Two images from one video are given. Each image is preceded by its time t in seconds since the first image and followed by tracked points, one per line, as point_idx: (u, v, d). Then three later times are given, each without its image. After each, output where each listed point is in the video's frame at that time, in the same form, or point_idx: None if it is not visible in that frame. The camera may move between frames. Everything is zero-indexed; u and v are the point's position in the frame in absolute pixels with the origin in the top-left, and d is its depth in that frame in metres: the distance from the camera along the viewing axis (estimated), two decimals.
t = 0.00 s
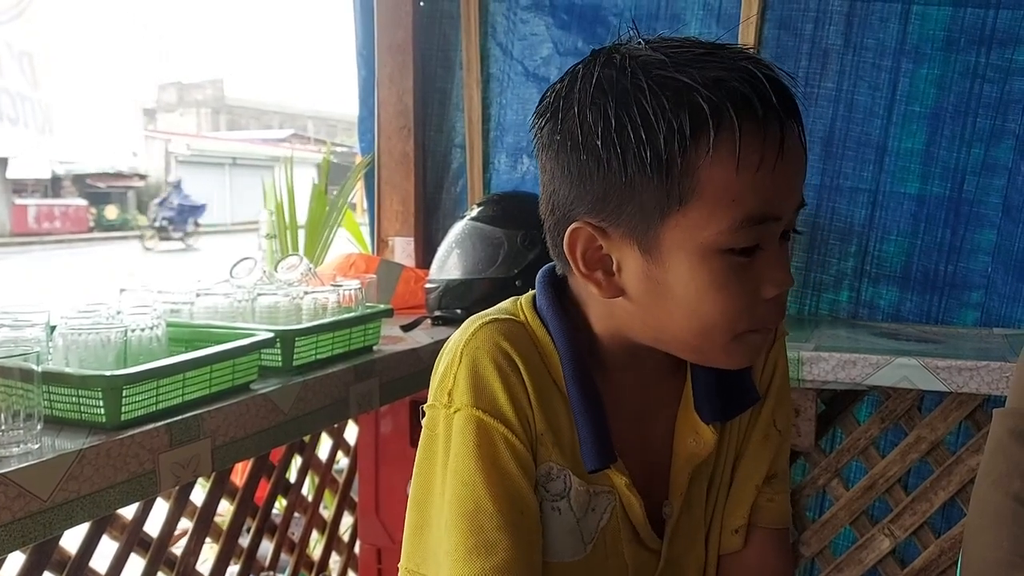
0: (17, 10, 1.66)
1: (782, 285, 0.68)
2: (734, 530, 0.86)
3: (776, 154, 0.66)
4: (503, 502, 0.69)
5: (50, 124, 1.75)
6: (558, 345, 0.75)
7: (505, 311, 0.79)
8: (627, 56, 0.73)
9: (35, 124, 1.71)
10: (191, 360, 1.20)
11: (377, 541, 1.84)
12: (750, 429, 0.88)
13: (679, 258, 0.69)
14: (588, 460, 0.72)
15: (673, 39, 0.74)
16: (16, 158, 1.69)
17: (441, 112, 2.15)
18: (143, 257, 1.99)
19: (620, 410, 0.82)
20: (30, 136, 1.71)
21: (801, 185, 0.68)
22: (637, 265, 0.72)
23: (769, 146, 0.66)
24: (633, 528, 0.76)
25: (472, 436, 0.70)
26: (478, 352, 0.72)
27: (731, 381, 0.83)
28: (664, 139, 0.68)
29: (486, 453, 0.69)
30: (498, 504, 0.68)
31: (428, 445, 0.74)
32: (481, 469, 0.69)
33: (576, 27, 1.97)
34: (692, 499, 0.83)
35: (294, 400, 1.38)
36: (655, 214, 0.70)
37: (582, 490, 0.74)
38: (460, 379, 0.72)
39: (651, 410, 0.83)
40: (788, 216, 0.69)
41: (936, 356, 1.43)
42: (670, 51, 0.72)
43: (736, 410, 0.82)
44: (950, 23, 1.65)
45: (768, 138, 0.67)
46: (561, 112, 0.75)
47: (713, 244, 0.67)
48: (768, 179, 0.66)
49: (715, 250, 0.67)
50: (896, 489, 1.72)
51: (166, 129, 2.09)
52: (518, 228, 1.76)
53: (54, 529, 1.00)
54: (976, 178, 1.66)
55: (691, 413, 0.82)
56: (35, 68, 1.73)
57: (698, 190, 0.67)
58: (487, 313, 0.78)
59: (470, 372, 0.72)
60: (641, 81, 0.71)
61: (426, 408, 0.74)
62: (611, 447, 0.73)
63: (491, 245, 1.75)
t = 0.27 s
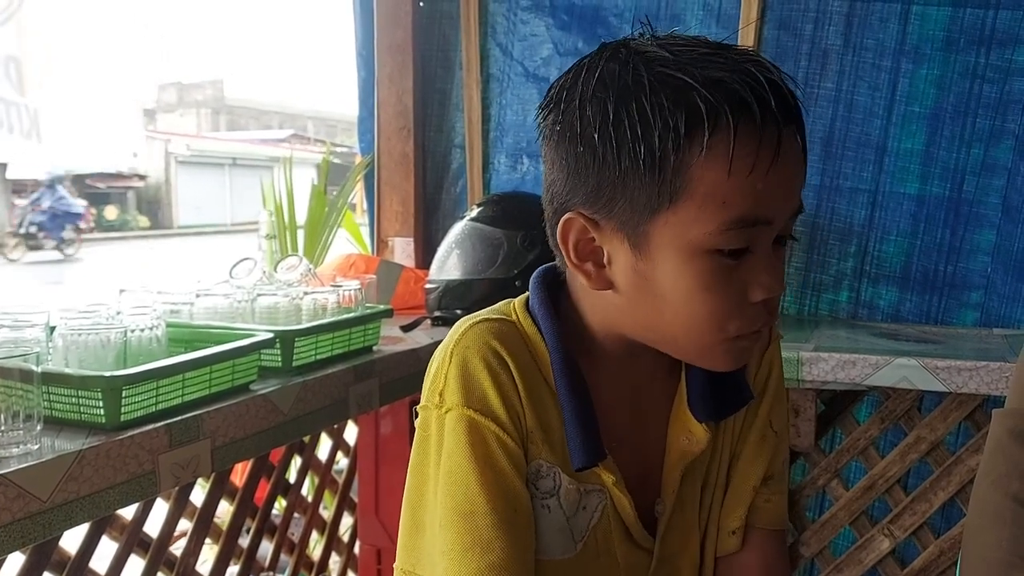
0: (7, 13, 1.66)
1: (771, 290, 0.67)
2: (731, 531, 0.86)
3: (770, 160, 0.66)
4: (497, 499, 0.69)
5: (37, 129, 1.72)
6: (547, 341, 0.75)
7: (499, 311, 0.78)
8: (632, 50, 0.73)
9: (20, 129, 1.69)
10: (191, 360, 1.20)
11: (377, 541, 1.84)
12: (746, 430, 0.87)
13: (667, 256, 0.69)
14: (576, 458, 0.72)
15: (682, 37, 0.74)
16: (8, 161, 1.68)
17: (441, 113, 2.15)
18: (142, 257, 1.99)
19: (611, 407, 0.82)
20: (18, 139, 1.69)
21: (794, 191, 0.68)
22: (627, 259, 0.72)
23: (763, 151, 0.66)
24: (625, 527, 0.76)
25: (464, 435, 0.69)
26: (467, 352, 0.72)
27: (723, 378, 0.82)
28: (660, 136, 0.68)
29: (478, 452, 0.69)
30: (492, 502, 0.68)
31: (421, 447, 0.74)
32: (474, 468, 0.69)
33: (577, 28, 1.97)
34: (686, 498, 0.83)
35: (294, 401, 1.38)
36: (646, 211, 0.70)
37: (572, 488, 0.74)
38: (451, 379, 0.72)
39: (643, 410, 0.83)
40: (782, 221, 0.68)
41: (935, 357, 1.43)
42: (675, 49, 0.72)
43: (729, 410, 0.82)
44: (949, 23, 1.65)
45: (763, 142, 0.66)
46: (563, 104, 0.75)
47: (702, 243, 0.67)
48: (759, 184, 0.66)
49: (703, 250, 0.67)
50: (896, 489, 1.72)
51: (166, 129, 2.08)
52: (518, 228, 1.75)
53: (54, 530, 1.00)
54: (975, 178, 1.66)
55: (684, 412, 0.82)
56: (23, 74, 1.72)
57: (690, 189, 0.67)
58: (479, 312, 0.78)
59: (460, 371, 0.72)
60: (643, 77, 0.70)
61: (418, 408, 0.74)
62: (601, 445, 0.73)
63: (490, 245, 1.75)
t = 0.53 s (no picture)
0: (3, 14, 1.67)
1: (757, 308, 0.66)
2: (730, 531, 0.86)
3: (767, 179, 0.65)
4: (501, 499, 0.68)
5: (28, 131, 1.72)
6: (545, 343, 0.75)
7: (495, 313, 0.78)
8: (644, 56, 0.72)
9: (10, 130, 1.69)
10: (191, 360, 1.20)
11: (377, 541, 1.84)
12: (743, 430, 0.87)
13: (654, 265, 0.68)
14: (575, 459, 0.72)
15: (696, 46, 0.73)
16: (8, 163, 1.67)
17: (441, 112, 2.15)
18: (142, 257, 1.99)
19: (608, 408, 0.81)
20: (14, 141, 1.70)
21: (790, 215, 0.66)
22: (617, 263, 0.71)
23: (760, 170, 0.65)
24: (622, 527, 0.76)
25: (466, 435, 0.69)
26: (467, 353, 0.72)
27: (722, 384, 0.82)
28: (656, 144, 0.67)
29: (480, 452, 0.69)
30: (496, 502, 0.68)
31: (419, 450, 0.73)
32: (477, 467, 0.68)
33: (577, 27, 1.97)
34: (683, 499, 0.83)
35: (294, 400, 1.38)
36: (637, 219, 0.69)
37: (571, 489, 0.74)
38: (450, 380, 0.71)
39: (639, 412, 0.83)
40: (778, 240, 0.66)
41: (935, 356, 1.43)
42: (686, 59, 0.71)
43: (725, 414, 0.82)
44: (950, 22, 1.65)
45: (761, 162, 0.65)
46: (568, 103, 0.75)
47: (688, 256, 0.66)
48: (754, 202, 0.64)
49: (690, 263, 0.66)
50: (896, 489, 1.72)
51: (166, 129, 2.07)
52: (518, 228, 1.75)
53: (53, 529, 1.00)
54: (976, 177, 1.66)
55: (679, 415, 0.82)
56: (15, 74, 1.72)
57: (680, 202, 0.66)
58: (474, 313, 0.77)
59: (459, 372, 0.71)
60: (648, 84, 0.70)
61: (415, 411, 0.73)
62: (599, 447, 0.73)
63: (490, 245, 1.74)
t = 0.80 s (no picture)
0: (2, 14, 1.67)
1: (754, 322, 0.67)
2: (724, 532, 0.86)
3: (774, 198, 0.65)
4: (497, 501, 0.68)
5: (28, 130, 1.72)
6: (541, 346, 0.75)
7: (489, 312, 0.78)
8: (653, 65, 0.71)
9: (10, 130, 1.69)
10: (191, 360, 1.20)
11: (377, 541, 1.84)
12: (732, 431, 0.87)
13: (655, 278, 0.68)
14: (566, 465, 0.73)
15: (706, 56, 0.72)
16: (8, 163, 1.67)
17: (441, 112, 2.15)
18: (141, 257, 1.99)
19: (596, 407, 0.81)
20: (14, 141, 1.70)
21: (793, 234, 0.66)
22: (618, 274, 0.71)
23: (767, 188, 0.65)
24: (614, 530, 0.76)
25: (463, 437, 0.69)
26: (466, 354, 0.72)
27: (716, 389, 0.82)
28: (664, 159, 0.67)
29: (477, 454, 0.68)
30: (491, 504, 0.67)
31: (415, 450, 0.72)
32: (473, 469, 0.68)
33: (576, 27, 1.96)
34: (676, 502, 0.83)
35: (294, 400, 1.38)
36: (642, 232, 0.69)
37: (567, 490, 0.74)
38: (449, 382, 0.71)
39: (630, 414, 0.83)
40: (780, 257, 0.66)
41: (936, 356, 1.43)
42: (696, 70, 0.70)
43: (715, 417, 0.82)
44: (950, 21, 1.64)
45: (768, 181, 0.65)
46: (575, 110, 0.74)
47: (691, 271, 0.66)
48: (759, 221, 0.64)
49: (692, 278, 0.66)
50: (896, 489, 1.72)
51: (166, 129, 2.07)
52: (517, 227, 1.75)
53: (53, 530, 1.00)
54: (976, 176, 1.66)
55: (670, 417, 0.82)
56: (15, 74, 1.72)
57: (687, 217, 0.66)
58: (471, 314, 0.77)
59: (458, 374, 0.71)
60: (657, 96, 0.69)
61: (412, 411, 0.73)
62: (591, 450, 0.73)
63: (490, 245, 1.74)
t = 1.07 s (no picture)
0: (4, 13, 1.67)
1: (752, 326, 0.66)
2: (723, 529, 0.86)
3: (767, 206, 0.64)
4: (505, 496, 0.67)
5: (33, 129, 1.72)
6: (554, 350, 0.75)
7: (495, 309, 0.78)
8: (650, 70, 0.70)
9: (15, 129, 1.69)
10: (191, 359, 1.19)
11: (377, 541, 1.83)
12: (731, 428, 0.87)
13: (650, 284, 0.68)
14: (577, 462, 0.73)
15: (704, 60, 0.71)
16: (8, 162, 1.67)
17: (441, 111, 2.15)
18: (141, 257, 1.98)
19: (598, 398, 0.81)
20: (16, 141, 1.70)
21: (790, 240, 0.65)
22: (616, 280, 0.71)
23: (760, 198, 0.64)
24: (617, 525, 0.77)
25: (473, 430, 0.68)
26: (475, 349, 0.71)
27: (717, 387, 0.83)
28: (657, 168, 0.66)
29: (486, 448, 0.68)
30: (499, 498, 0.67)
31: (421, 445, 0.72)
32: (483, 463, 0.67)
33: (576, 26, 1.96)
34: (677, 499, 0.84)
35: (294, 400, 1.38)
36: (636, 239, 0.68)
37: (573, 485, 0.73)
38: (458, 375, 0.70)
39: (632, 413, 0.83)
40: (777, 263, 0.65)
41: (936, 355, 1.43)
42: (693, 76, 0.69)
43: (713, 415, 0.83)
44: (950, 20, 1.64)
45: (761, 191, 0.64)
46: (573, 116, 0.74)
47: (686, 278, 0.66)
48: (753, 229, 0.64)
49: (687, 284, 0.66)
50: (896, 488, 1.72)
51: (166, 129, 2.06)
52: (518, 227, 1.75)
53: (53, 530, 1.00)
54: (976, 176, 1.66)
55: (669, 414, 0.82)
56: (19, 73, 1.72)
57: (680, 226, 0.65)
58: (477, 311, 0.77)
59: (468, 368, 0.70)
60: (652, 103, 0.68)
61: (420, 405, 0.72)
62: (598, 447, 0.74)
63: (490, 244, 1.74)
